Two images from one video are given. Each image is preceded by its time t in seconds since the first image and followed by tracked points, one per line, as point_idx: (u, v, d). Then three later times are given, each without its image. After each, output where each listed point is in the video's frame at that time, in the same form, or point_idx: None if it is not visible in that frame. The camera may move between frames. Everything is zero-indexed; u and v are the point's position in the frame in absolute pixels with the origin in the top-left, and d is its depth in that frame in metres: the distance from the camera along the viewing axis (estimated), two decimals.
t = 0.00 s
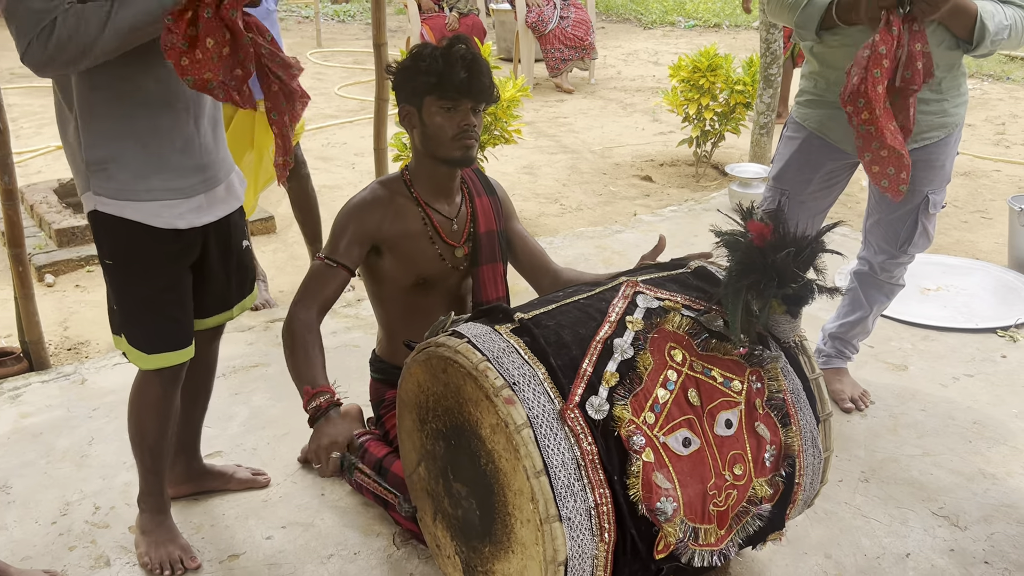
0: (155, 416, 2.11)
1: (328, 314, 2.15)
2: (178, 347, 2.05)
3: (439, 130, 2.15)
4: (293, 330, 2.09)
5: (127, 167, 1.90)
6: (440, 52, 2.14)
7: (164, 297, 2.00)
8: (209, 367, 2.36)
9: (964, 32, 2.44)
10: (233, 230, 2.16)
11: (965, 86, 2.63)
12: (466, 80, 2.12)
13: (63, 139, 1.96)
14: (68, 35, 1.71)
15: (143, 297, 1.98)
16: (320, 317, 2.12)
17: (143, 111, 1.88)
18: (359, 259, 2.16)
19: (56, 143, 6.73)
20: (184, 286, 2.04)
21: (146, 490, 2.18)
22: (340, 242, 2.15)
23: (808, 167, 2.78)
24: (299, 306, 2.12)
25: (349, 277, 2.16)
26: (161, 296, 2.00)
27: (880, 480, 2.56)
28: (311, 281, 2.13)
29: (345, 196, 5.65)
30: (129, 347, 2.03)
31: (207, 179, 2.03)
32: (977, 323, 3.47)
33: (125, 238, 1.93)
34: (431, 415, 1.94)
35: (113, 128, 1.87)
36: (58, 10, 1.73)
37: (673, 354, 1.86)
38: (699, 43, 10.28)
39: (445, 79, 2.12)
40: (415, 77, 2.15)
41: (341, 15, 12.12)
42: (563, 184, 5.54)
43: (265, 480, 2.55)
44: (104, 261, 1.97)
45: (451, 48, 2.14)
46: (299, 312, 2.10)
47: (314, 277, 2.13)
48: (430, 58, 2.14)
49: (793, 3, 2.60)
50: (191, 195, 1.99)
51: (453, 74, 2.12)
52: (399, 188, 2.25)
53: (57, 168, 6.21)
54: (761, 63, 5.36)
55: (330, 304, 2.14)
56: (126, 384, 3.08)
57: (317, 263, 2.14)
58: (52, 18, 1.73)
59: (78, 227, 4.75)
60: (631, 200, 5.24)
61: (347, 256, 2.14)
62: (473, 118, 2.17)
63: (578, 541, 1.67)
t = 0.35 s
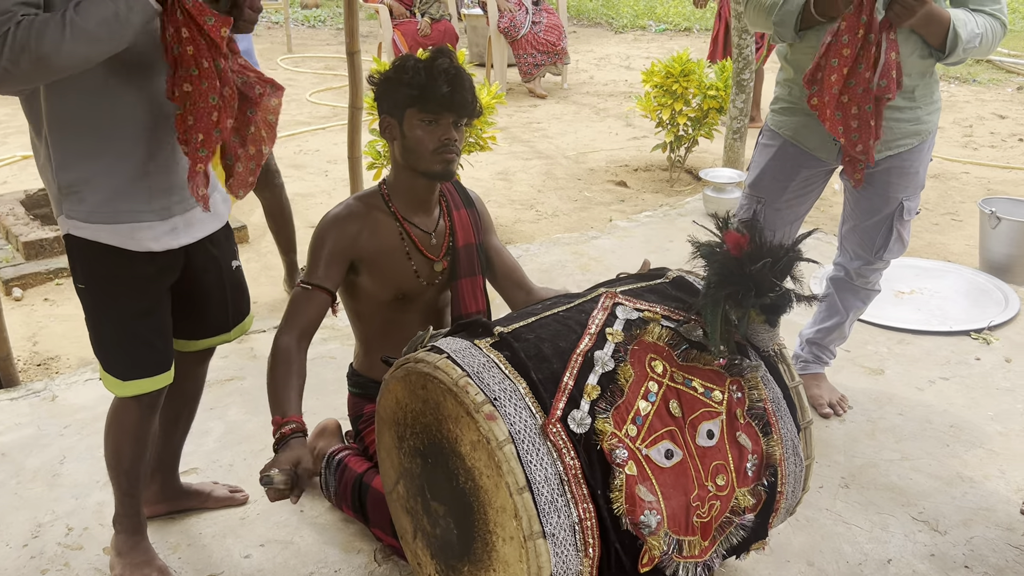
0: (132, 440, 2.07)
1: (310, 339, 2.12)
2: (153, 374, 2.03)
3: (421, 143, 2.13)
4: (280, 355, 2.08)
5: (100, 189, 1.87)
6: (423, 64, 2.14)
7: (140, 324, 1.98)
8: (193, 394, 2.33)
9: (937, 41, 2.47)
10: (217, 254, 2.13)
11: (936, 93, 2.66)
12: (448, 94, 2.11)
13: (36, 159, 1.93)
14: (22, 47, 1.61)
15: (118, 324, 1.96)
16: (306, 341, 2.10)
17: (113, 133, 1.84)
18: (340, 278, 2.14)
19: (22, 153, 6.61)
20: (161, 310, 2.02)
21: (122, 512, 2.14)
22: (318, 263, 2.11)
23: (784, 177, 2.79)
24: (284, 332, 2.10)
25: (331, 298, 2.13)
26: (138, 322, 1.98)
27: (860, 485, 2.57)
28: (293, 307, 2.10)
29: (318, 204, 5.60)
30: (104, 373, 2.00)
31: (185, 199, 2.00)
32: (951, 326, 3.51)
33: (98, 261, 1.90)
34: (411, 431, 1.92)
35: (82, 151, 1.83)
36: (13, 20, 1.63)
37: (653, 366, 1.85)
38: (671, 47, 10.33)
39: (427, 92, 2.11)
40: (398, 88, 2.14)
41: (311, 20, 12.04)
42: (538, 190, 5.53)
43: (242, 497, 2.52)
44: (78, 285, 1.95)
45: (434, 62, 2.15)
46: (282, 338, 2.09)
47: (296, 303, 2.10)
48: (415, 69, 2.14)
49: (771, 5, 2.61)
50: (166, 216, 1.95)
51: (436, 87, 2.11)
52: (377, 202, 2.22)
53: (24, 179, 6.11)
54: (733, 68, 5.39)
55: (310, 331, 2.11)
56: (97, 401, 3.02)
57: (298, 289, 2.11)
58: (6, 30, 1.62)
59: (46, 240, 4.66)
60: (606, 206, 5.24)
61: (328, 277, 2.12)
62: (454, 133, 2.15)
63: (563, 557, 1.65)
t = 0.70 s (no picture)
0: (101, 462, 2.01)
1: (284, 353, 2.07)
2: (120, 396, 1.97)
3: (403, 156, 2.08)
4: (252, 372, 2.01)
5: (66, 206, 1.80)
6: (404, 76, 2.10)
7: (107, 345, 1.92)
8: (160, 414, 2.28)
9: (915, 49, 2.49)
10: (184, 270, 2.08)
11: (914, 101, 2.67)
12: (430, 107, 2.07)
13: None
14: None
15: (83, 344, 1.89)
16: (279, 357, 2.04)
17: (79, 149, 1.78)
18: (316, 295, 2.09)
19: None
20: (128, 330, 1.96)
21: (93, 538, 2.07)
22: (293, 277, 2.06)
23: (764, 184, 2.79)
24: (255, 347, 2.03)
25: (306, 315, 2.08)
26: (104, 342, 1.91)
27: (845, 494, 2.57)
28: (266, 323, 2.04)
29: (290, 214, 5.53)
30: (66, 395, 1.93)
31: (155, 215, 1.94)
32: (927, 330, 3.53)
33: (64, 280, 1.84)
34: (398, 453, 1.88)
35: (47, 166, 1.77)
36: None
37: (644, 383, 1.83)
38: (639, 52, 10.37)
39: (409, 107, 2.06)
40: (378, 102, 2.10)
41: (277, 27, 11.92)
42: (513, 198, 5.50)
43: (220, 519, 2.45)
44: (41, 304, 1.88)
45: (415, 74, 2.11)
46: (256, 354, 2.02)
47: (269, 318, 2.04)
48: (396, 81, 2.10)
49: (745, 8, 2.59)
50: (138, 233, 1.89)
51: (417, 100, 2.07)
52: (358, 217, 2.18)
53: None
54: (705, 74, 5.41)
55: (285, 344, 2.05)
56: (67, 423, 2.94)
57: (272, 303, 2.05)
58: None
59: (9, 255, 4.54)
60: (581, 213, 5.23)
61: (303, 293, 2.07)
62: (436, 147, 2.10)
63: None
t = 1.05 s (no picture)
0: (81, 487, 1.95)
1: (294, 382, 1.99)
2: (103, 419, 1.91)
3: (386, 166, 2.05)
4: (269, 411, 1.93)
5: (44, 227, 1.77)
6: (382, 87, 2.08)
7: (88, 366, 1.86)
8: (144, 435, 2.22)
9: (895, 55, 2.51)
10: (167, 287, 2.03)
11: (895, 107, 2.68)
12: (410, 117, 2.05)
13: None
14: None
15: (65, 367, 1.84)
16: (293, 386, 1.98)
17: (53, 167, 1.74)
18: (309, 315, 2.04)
19: None
20: (113, 351, 1.91)
21: (72, 564, 2.01)
22: (286, 297, 2.01)
23: (748, 192, 2.78)
24: (270, 384, 1.96)
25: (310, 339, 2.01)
26: (87, 365, 1.86)
27: (832, 500, 2.57)
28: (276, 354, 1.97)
29: (263, 224, 5.46)
30: (48, 421, 1.88)
31: (136, 233, 1.90)
32: (906, 334, 3.55)
33: (45, 303, 1.80)
34: (386, 472, 1.84)
35: (23, 188, 1.74)
36: None
37: (637, 396, 1.81)
38: (610, 57, 10.40)
39: (388, 117, 2.04)
40: (355, 112, 2.06)
41: (245, 33, 11.81)
42: (489, 205, 5.48)
43: (201, 540, 2.39)
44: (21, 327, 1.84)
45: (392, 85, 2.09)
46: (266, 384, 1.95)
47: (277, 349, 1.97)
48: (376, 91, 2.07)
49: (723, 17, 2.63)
50: (118, 252, 1.85)
51: (398, 111, 2.05)
52: (336, 232, 2.14)
53: None
54: (680, 80, 5.42)
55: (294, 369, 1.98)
56: (40, 442, 2.86)
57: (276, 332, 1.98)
58: None
59: None
60: (558, 220, 5.22)
61: (302, 316, 2.01)
62: (416, 158, 2.08)
63: None
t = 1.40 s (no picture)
0: (59, 504, 1.92)
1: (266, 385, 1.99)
2: (79, 434, 1.88)
3: (335, 184, 2.00)
4: (233, 408, 1.94)
5: (17, 240, 1.70)
6: (334, 105, 1.99)
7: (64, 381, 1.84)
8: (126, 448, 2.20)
9: (879, 58, 2.51)
10: (144, 301, 2.00)
11: (877, 110, 2.69)
12: (351, 140, 1.95)
13: None
14: None
15: (37, 382, 1.81)
16: (260, 390, 1.97)
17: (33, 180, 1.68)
18: (285, 319, 2.02)
19: None
20: (87, 365, 1.88)
21: None
22: (265, 302, 1.98)
23: (732, 197, 2.78)
24: (236, 380, 1.95)
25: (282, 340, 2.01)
26: (59, 380, 1.83)
27: (818, 504, 2.57)
28: (243, 355, 1.96)
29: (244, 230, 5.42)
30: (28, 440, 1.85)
31: (110, 247, 1.85)
32: (889, 335, 3.56)
33: (15, 317, 1.76)
34: (371, 482, 1.82)
35: None
36: None
37: (623, 403, 1.80)
38: (591, 60, 10.42)
39: (332, 137, 1.96)
40: (314, 128, 2.01)
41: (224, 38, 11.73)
42: (472, 209, 5.46)
43: (184, 553, 2.36)
44: None
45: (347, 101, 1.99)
46: (237, 388, 1.95)
47: (246, 349, 1.96)
48: (327, 108, 2.00)
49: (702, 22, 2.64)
50: (93, 266, 1.81)
51: (337, 132, 1.95)
52: (322, 236, 2.10)
53: None
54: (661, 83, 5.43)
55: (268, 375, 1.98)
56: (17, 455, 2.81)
57: (248, 333, 1.97)
58: None
59: None
60: (541, 224, 5.21)
61: (274, 319, 1.99)
62: (367, 180, 1.98)
63: None
